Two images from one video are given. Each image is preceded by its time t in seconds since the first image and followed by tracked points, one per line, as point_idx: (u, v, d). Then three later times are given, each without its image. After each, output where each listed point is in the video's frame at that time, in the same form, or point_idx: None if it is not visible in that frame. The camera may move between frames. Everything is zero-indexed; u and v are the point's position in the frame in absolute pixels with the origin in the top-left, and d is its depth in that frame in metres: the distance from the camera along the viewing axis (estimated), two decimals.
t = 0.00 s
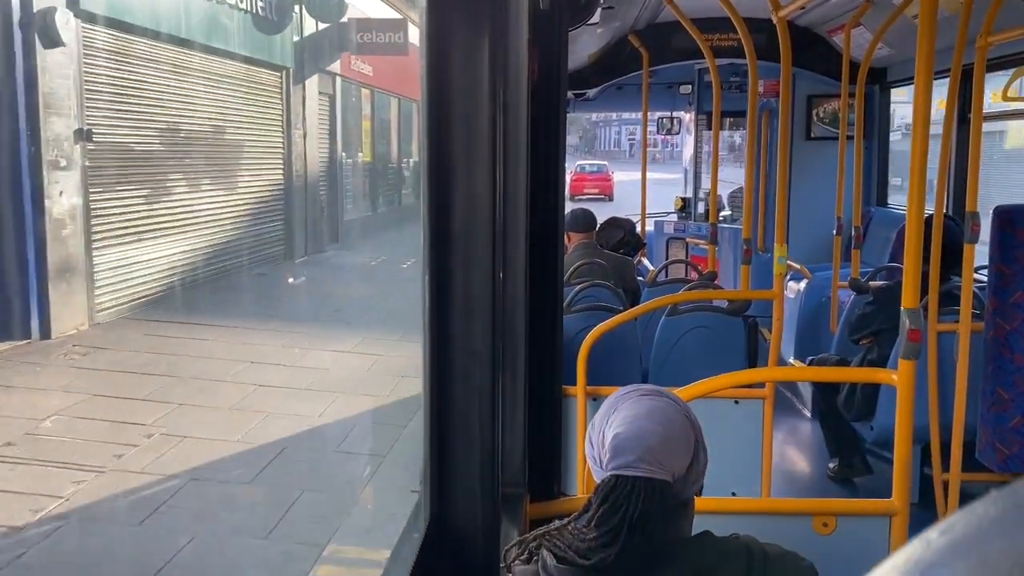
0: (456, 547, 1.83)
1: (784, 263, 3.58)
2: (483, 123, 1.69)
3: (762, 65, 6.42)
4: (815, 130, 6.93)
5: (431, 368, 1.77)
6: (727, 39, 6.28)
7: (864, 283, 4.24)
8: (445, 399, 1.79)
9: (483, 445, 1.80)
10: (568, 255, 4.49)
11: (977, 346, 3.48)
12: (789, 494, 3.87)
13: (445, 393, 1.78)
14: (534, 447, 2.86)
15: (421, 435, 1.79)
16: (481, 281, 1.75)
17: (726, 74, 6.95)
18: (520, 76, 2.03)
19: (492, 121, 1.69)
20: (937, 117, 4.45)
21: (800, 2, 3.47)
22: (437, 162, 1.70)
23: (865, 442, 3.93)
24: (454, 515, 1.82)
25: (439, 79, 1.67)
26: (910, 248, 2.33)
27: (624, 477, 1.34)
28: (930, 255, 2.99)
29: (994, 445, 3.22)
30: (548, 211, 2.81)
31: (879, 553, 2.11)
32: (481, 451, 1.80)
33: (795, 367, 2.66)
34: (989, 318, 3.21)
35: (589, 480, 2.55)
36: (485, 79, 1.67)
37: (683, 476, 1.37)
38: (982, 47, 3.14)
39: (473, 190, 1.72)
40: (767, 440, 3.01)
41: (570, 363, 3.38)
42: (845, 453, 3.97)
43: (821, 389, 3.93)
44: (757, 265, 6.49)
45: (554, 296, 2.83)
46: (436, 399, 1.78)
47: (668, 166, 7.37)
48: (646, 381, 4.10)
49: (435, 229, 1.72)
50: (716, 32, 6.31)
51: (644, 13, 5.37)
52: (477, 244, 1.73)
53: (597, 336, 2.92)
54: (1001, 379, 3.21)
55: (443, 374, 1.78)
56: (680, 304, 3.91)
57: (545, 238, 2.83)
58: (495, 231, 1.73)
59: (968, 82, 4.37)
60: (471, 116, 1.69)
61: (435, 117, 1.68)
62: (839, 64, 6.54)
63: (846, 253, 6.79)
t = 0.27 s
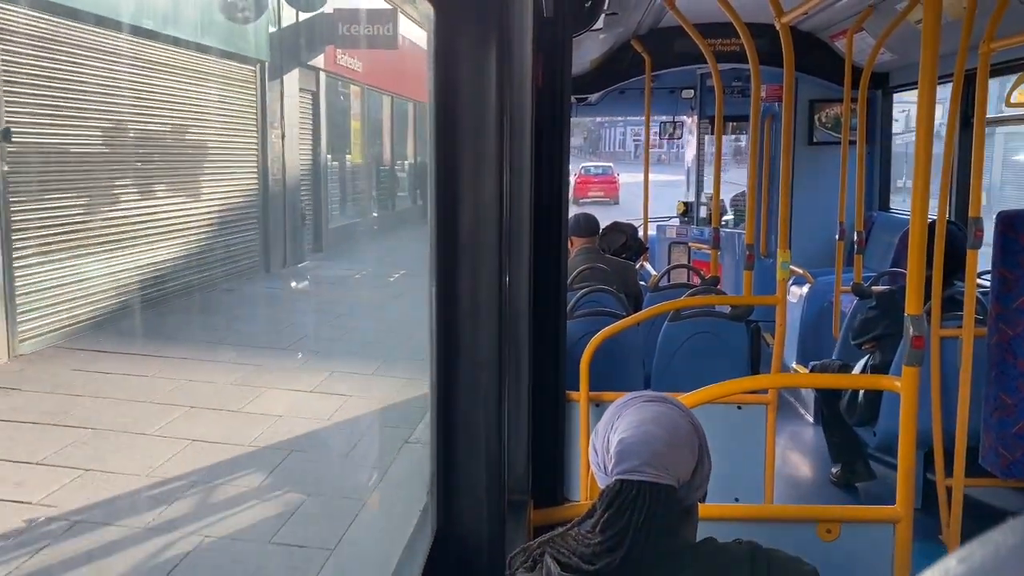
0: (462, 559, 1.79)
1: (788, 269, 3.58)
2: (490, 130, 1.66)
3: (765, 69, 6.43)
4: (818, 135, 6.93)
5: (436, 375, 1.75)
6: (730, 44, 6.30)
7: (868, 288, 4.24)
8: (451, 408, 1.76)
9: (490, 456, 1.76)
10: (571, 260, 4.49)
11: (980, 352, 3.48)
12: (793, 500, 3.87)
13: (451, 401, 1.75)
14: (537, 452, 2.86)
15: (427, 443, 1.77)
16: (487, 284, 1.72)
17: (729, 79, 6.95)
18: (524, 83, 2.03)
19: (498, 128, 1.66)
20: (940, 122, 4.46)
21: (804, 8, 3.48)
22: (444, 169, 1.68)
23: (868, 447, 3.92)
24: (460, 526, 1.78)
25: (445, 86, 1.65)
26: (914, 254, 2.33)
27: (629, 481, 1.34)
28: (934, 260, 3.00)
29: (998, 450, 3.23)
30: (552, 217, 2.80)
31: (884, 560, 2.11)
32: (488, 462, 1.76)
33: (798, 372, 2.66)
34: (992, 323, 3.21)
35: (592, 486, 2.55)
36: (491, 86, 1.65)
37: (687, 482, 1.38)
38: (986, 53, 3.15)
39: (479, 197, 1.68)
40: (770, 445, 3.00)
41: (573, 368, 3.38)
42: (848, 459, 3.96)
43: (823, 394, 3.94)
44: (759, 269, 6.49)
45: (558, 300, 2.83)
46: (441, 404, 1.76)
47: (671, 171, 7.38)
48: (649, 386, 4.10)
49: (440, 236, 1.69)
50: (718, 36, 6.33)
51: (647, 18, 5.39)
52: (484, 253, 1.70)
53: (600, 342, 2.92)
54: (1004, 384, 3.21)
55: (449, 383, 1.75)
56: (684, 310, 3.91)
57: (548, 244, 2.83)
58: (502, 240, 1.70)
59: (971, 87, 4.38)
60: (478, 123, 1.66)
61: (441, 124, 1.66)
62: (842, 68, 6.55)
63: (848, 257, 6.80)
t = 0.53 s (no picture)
0: (466, 557, 1.78)
1: (790, 266, 3.58)
2: (494, 128, 1.66)
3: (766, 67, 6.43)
4: (819, 132, 6.93)
5: (441, 372, 1.74)
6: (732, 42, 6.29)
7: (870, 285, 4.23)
8: (456, 405, 1.75)
9: (494, 454, 1.76)
10: (573, 256, 4.49)
11: (983, 349, 3.48)
12: (795, 497, 3.86)
13: (455, 399, 1.75)
14: (540, 449, 2.86)
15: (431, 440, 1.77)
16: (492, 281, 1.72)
17: (731, 77, 6.95)
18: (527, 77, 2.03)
19: (503, 126, 1.66)
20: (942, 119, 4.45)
21: (806, 5, 3.47)
22: (449, 167, 1.67)
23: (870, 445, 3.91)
24: (465, 523, 1.77)
25: (450, 83, 1.65)
26: (917, 250, 2.33)
27: (632, 480, 1.34)
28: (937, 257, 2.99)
29: (1000, 447, 3.22)
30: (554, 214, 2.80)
31: (886, 556, 2.11)
32: (491, 460, 1.76)
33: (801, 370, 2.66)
34: (994, 321, 3.21)
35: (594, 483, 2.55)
36: (496, 84, 1.64)
37: (692, 479, 1.37)
38: (989, 50, 3.14)
39: (484, 194, 1.68)
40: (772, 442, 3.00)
41: (575, 364, 3.38)
42: (849, 456, 3.96)
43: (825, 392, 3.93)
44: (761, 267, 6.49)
45: (560, 297, 2.83)
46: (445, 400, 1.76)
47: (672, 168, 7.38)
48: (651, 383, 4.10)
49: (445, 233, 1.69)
50: (720, 34, 6.33)
51: (649, 16, 5.39)
52: (488, 251, 1.70)
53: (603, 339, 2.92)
54: (1006, 381, 3.21)
55: (454, 380, 1.74)
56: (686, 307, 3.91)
57: (551, 242, 2.84)
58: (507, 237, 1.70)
59: (973, 85, 4.37)
60: (483, 120, 1.66)
61: (447, 121, 1.66)
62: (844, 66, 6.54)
63: (850, 255, 6.79)
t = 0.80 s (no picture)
0: (459, 556, 1.78)
1: (789, 267, 3.57)
2: (487, 126, 1.65)
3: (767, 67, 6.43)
4: (821, 133, 6.93)
5: (433, 371, 1.74)
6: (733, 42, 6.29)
7: (870, 286, 4.22)
8: (448, 404, 1.75)
9: (487, 453, 1.76)
10: (573, 256, 4.49)
11: (982, 350, 3.48)
12: (793, 497, 3.87)
13: (447, 398, 1.74)
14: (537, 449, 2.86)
15: (424, 439, 1.77)
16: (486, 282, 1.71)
17: (732, 76, 6.95)
18: (522, 78, 2.03)
19: (496, 124, 1.65)
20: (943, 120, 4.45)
21: (807, 5, 3.47)
22: (442, 165, 1.66)
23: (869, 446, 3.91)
24: (458, 523, 1.77)
25: (443, 82, 1.64)
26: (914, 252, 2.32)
27: (629, 487, 1.35)
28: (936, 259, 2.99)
29: (998, 449, 3.23)
30: (552, 213, 2.80)
31: (880, 557, 2.11)
32: (484, 459, 1.76)
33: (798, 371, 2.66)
34: (993, 322, 3.20)
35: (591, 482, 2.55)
36: (489, 82, 1.63)
37: (688, 486, 1.37)
38: (988, 52, 3.14)
39: (477, 193, 1.67)
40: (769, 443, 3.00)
41: (573, 364, 3.39)
42: (848, 457, 3.96)
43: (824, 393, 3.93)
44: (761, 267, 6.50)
45: (557, 297, 2.83)
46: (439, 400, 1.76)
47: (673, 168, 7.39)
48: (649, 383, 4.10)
49: (438, 231, 1.68)
50: (722, 34, 6.33)
51: (650, 15, 5.39)
52: (481, 252, 1.69)
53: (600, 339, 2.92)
54: (1005, 383, 3.21)
55: (447, 380, 1.74)
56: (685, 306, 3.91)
57: (549, 241, 2.84)
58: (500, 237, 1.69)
59: (974, 86, 4.37)
60: (476, 119, 1.65)
61: (439, 119, 1.65)
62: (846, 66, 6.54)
63: (850, 256, 6.79)
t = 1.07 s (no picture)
0: (463, 560, 1.78)
1: (792, 268, 3.57)
2: (492, 129, 1.64)
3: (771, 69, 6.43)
4: (824, 134, 6.92)
5: (438, 374, 1.74)
6: (736, 43, 6.28)
7: (874, 288, 4.22)
8: (452, 407, 1.75)
9: (491, 457, 1.75)
10: (576, 257, 4.49)
11: (986, 352, 3.48)
12: (797, 499, 3.86)
13: (451, 401, 1.74)
14: (540, 451, 2.85)
15: (428, 442, 1.77)
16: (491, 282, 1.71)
17: (735, 78, 6.94)
18: (527, 79, 2.03)
19: (501, 127, 1.64)
20: (947, 122, 4.44)
21: (811, 7, 3.46)
22: (447, 167, 1.66)
23: (873, 448, 3.90)
24: (462, 527, 1.77)
25: (448, 83, 1.63)
26: (918, 254, 2.32)
27: (634, 493, 1.35)
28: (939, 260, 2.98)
29: (1002, 450, 3.21)
30: (555, 215, 2.80)
31: (885, 560, 2.10)
32: (488, 463, 1.75)
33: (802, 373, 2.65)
34: (997, 324, 3.20)
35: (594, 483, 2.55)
36: (494, 84, 1.62)
37: (693, 491, 1.37)
38: (993, 53, 3.13)
39: (481, 196, 1.66)
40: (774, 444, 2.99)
41: (576, 365, 3.39)
42: (852, 459, 3.95)
43: (828, 395, 3.92)
44: (765, 269, 6.49)
45: (562, 298, 2.83)
46: (442, 400, 1.76)
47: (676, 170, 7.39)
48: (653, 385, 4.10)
49: (443, 234, 1.68)
50: (725, 35, 6.32)
51: (654, 16, 5.38)
52: (485, 254, 1.69)
53: (603, 341, 2.91)
54: (1009, 385, 3.20)
55: (451, 383, 1.74)
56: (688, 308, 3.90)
57: (552, 243, 2.83)
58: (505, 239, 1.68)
59: (977, 87, 4.37)
60: (481, 121, 1.64)
61: (444, 121, 1.64)
62: (848, 68, 6.53)
63: (854, 258, 6.78)
